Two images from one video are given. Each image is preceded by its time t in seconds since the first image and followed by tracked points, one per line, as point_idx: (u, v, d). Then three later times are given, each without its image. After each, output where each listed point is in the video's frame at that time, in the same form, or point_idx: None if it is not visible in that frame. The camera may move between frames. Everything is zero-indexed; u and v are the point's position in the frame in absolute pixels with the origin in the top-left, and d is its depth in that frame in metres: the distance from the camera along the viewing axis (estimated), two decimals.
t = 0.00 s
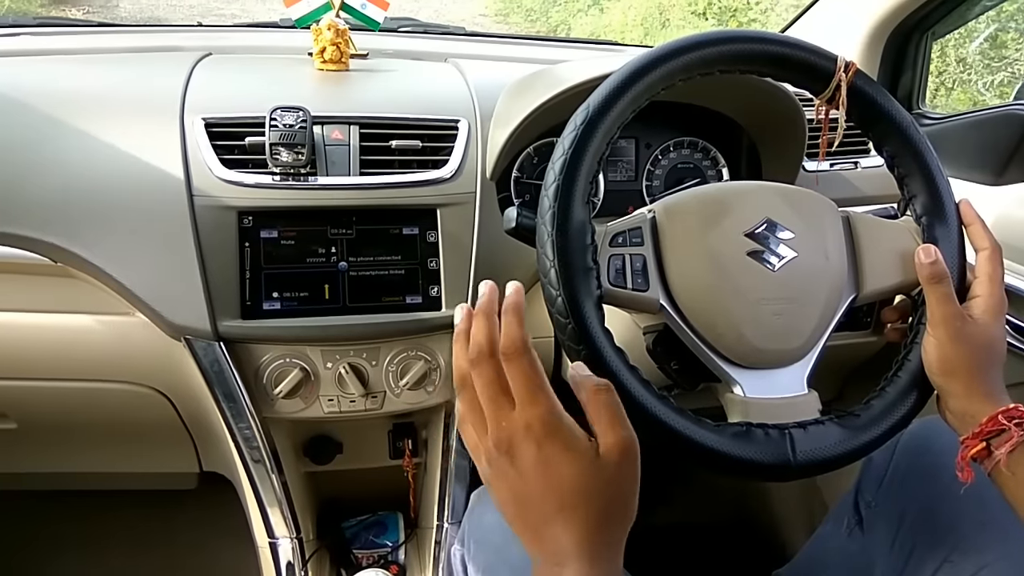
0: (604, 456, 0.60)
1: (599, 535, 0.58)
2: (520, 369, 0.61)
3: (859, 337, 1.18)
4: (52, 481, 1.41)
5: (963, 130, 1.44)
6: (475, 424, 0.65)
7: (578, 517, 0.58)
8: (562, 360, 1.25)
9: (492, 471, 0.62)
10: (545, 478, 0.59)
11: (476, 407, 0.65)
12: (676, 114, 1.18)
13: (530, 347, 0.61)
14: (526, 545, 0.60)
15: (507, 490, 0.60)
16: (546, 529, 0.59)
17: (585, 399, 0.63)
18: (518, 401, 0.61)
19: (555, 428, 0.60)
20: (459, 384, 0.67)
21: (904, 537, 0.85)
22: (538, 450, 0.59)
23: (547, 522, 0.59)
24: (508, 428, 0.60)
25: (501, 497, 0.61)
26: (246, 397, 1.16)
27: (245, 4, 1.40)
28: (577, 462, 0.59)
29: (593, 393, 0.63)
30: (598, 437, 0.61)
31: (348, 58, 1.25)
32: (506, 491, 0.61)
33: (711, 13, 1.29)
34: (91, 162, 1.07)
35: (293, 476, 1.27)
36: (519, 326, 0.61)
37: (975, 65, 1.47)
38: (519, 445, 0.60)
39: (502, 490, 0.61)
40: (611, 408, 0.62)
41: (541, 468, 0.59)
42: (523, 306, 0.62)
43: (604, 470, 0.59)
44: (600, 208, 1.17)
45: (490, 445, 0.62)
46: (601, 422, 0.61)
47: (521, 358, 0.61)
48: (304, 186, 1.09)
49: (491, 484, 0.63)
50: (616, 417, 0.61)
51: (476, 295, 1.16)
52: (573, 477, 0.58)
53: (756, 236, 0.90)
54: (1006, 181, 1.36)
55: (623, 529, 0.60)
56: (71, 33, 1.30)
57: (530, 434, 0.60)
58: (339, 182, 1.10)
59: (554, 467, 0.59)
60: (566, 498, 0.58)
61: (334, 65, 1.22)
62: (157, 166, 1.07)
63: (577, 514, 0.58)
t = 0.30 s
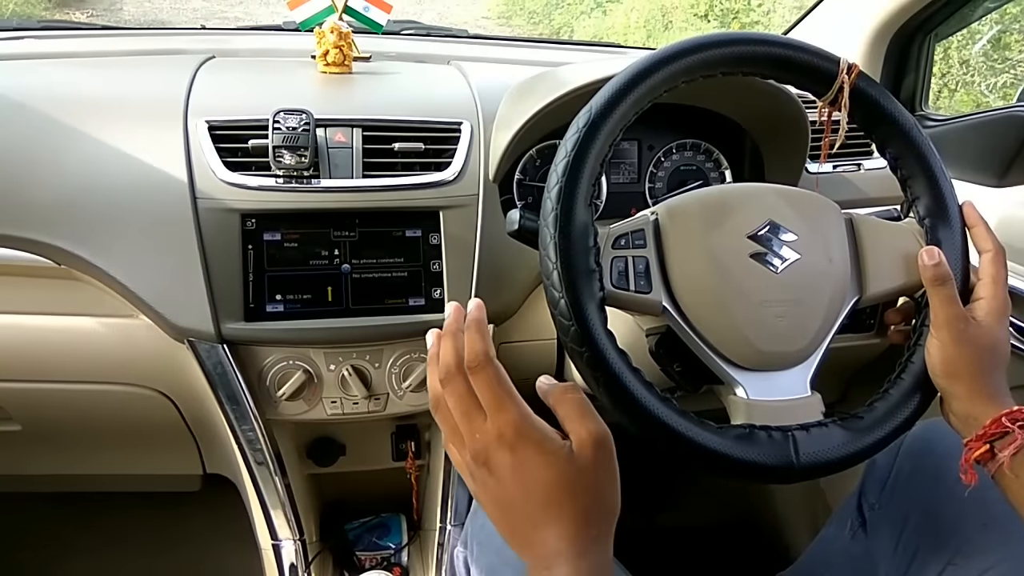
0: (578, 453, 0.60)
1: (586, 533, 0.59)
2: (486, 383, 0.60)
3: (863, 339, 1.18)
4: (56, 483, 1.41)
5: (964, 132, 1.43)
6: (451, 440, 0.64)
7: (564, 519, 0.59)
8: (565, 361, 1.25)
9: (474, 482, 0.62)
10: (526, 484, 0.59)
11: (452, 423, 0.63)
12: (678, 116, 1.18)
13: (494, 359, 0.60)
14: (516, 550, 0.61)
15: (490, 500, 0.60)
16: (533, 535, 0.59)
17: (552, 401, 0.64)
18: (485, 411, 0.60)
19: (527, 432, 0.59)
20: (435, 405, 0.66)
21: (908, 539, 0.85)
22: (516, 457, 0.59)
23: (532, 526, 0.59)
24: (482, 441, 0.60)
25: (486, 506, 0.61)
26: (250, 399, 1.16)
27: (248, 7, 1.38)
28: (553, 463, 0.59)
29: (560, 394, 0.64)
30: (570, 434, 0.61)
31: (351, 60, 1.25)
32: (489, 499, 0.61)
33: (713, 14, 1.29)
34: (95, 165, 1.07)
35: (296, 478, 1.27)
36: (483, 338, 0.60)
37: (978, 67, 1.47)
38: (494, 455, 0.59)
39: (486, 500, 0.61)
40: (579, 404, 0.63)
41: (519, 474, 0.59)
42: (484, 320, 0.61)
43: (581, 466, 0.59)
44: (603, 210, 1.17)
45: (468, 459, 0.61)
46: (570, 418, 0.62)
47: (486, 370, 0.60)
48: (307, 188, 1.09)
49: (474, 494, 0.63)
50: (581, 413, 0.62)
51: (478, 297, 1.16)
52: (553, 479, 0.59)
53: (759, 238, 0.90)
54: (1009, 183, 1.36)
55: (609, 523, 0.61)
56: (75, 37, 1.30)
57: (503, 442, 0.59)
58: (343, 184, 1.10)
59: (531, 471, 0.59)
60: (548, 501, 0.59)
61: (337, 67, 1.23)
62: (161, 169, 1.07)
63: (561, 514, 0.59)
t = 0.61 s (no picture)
0: (570, 441, 0.60)
1: (577, 521, 0.60)
2: (477, 370, 0.58)
3: (863, 339, 1.18)
4: (56, 482, 1.41)
5: (966, 131, 1.43)
6: (439, 428, 0.63)
7: (555, 507, 0.59)
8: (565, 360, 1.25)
9: (463, 468, 0.61)
10: (518, 471, 0.58)
11: (442, 411, 0.62)
12: (679, 115, 1.18)
13: (485, 343, 0.58)
14: (506, 538, 0.61)
15: (480, 486, 0.60)
16: (524, 522, 0.59)
17: (543, 389, 0.64)
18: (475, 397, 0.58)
19: (518, 419, 0.58)
20: (421, 392, 0.65)
21: (908, 539, 0.85)
22: (508, 444, 0.58)
23: (523, 516, 0.59)
24: (473, 427, 0.59)
25: (475, 493, 0.61)
26: (250, 398, 1.16)
27: (250, 6, 1.37)
28: (545, 451, 0.58)
29: (553, 382, 0.64)
30: (561, 422, 0.61)
31: (352, 60, 1.25)
32: (479, 487, 0.60)
33: (714, 14, 1.28)
34: (95, 165, 1.07)
35: (296, 477, 1.27)
36: (473, 322, 0.58)
37: (980, 66, 1.47)
38: (485, 442, 0.59)
39: (475, 487, 0.61)
40: (571, 393, 0.62)
41: (511, 461, 0.58)
42: (473, 304, 0.60)
43: (573, 454, 0.59)
44: (603, 209, 1.16)
45: (457, 445, 0.61)
46: (562, 406, 0.62)
47: (476, 356, 0.58)
48: (308, 187, 1.09)
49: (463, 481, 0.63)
50: (572, 401, 0.62)
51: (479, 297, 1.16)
52: (545, 466, 0.58)
53: (760, 237, 0.90)
54: (1010, 183, 1.36)
55: (601, 511, 0.61)
56: (76, 36, 1.30)
57: (494, 429, 0.58)
58: (343, 183, 1.10)
59: (522, 458, 0.58)
60: (539, 488, 0.58)
61: (338, 66, 1.23)
62: (162, 168, 1.07)
63: (553, 502, 0.59)
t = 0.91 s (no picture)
0: (603, 439, 0.60)
1: (604, 518, 0.59)
2: (514, 367, 0.57)
3: (857, 340, 1.19)
4: (49, 483, 1.40)
5: (959, 132, 1.43)
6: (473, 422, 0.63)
7: (584, 501, 0.58)
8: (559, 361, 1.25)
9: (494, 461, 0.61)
10: (549, 464, 0.58)
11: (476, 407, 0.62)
12: (673, 117, 1.18)
13: (524, 344, 0.57)
14: (529, 531, 0.60)
15: (509, 478, 0.60)
16: (552, 515, 0.59)
17: (579, 395, 0.63)
18: (513, 391, 0.58)
19: (554, 413, 0.58)
20: (455, 389, 0.65)
21: (900, 539, 0.85)
22: (541, 436, 0.58)
23: (552, 511, 0.59)
24: (507, 420, 0.59)
25: (504, 485, 0.61)
26: (243, 399, 1.16)
27: (243, 5, 1.38)
28: (578, 446, 0.58)
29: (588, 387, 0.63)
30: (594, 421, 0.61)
31: (346, 60, 1.25)
32: (507, 482, 0.60)
33: (709, 15, 1.29)
34: (89, 165, 1.07)
35: (290, 478, 1.27)
36: (513, 324, 0.56)
37: (973, 68, 1.47)
38: (520, 435, 0.59)
39: (505, 480, 0.61)
40: (605, 396, 0.62)
41: (542, 453, 0.58)
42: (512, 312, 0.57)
43: (605, 452, 0.59)
44: (597, 210, 1.16)
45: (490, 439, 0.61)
46: (596, 408, 0.61)
47: (513, 354, 0.57)
48: (301, 188, 1.09)
49: (491, 474, 0.63)
50: (606, 403, 0.61)
51: (473, 298, 1.16)
52: (576, 459, 0.58)
53: (753, 238, 0.90)
54: (1002, 184, 1.37)
55: (627, 513, 0.61)
56: (69, 35, 1.29)
57: (528, 421, 0.58)
58: (337, 183, 1.10)
59: (555, 452, 0.58)
60: (569, 482, 0.58)
61: (332, 67, 1.22)
62: (155, 168, 1.07)
63: (582, 495, 0.58)
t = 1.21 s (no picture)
0: (617, 296, 0.54)
1: (609, 384, 0.54)
2: (531, 217, 0.52)
3: (857, 340, 1.19)
4: (48, 484, 1.40)
5: (958, 133, 1.43)
6: (482, 270, 0.57)
7: (590, 361, 0.53)
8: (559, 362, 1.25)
9: (498, 313, 0.56)
10: (558, 318, 0.53)
11: (484, 251, 0.57)
12: (672, 118, 1.18)
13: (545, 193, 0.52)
14: (528, 383, 0.55)
15: (513, 333, 0.55)
16: (555, 376, 0.54)
17: (594, 254, 0.57)
18: (528, 243, 0.53)
19: (568, 267, 0.53)
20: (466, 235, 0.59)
21: (900, 541, 0.85)
22: (554, 291, 0.53)
23: (557, 364, 0.53)
24: (519, 270, 0.53)
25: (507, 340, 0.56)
26: (243, 399, 1.16)
27: (243, 6, 1.38)
28: (591, 302, 0.53)
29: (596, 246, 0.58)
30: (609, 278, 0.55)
31: (346, 60, 1.25)
32: (512, 333, 0.55)
33: (708, 15, 1.30)
34: (89, 166, 1.07)
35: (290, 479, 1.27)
36: (537, 172, 0.52)
37: (972, 68, 1.48)
38: (531, 286, 0.53)
39: (510, 332, 0.55)
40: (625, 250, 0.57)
41: (552, 308, 0.53)
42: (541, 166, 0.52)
43: (617, 310, 0.53)
44: (597, 211, 1.16)
45: (499, 288, 0.55)
46: (615, 266, 0.56)
47: (535, 204, 0.52)
48: (301, 189, 1.09)
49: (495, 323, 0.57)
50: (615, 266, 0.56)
51: (473, 298, 1.16)
52: (590, 318, 0.53)
53: (752, 239, 0.90)
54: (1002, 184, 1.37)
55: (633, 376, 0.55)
56: (68, 36, 1.29)
57: (542, 273, 0.53)
58: (336, 184, 1.10)
59: (566, 308, 0.53)
60: (576, 340, 0.53)
61: (331, 67, 1.22)
62: (154, 169, 1.07)
63: (589, 355, 0.53)
